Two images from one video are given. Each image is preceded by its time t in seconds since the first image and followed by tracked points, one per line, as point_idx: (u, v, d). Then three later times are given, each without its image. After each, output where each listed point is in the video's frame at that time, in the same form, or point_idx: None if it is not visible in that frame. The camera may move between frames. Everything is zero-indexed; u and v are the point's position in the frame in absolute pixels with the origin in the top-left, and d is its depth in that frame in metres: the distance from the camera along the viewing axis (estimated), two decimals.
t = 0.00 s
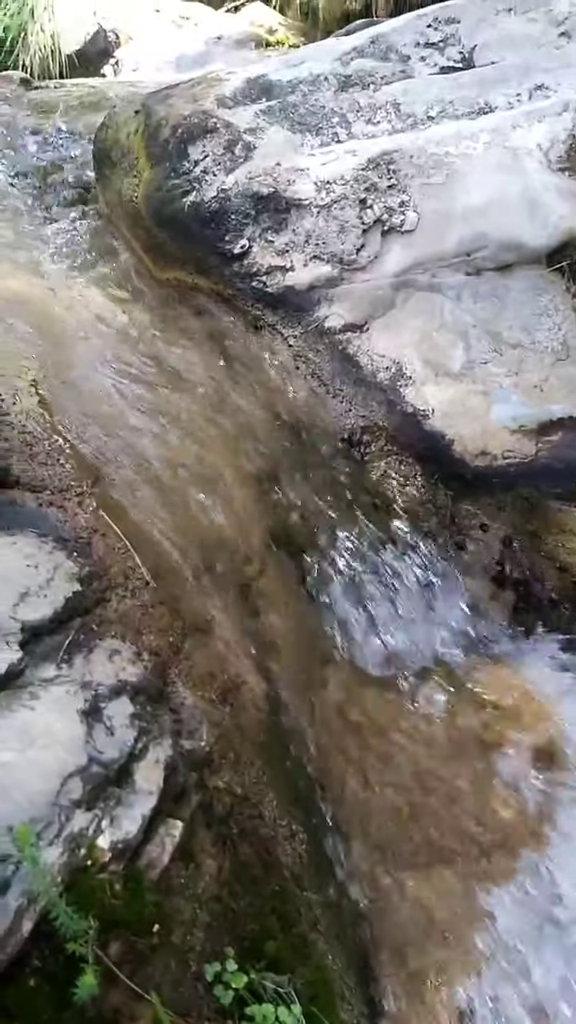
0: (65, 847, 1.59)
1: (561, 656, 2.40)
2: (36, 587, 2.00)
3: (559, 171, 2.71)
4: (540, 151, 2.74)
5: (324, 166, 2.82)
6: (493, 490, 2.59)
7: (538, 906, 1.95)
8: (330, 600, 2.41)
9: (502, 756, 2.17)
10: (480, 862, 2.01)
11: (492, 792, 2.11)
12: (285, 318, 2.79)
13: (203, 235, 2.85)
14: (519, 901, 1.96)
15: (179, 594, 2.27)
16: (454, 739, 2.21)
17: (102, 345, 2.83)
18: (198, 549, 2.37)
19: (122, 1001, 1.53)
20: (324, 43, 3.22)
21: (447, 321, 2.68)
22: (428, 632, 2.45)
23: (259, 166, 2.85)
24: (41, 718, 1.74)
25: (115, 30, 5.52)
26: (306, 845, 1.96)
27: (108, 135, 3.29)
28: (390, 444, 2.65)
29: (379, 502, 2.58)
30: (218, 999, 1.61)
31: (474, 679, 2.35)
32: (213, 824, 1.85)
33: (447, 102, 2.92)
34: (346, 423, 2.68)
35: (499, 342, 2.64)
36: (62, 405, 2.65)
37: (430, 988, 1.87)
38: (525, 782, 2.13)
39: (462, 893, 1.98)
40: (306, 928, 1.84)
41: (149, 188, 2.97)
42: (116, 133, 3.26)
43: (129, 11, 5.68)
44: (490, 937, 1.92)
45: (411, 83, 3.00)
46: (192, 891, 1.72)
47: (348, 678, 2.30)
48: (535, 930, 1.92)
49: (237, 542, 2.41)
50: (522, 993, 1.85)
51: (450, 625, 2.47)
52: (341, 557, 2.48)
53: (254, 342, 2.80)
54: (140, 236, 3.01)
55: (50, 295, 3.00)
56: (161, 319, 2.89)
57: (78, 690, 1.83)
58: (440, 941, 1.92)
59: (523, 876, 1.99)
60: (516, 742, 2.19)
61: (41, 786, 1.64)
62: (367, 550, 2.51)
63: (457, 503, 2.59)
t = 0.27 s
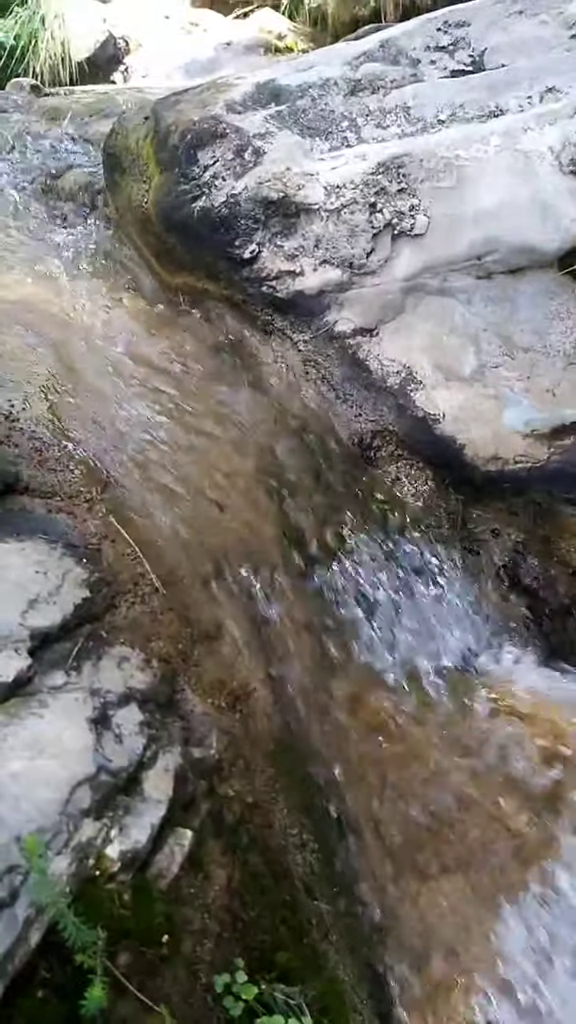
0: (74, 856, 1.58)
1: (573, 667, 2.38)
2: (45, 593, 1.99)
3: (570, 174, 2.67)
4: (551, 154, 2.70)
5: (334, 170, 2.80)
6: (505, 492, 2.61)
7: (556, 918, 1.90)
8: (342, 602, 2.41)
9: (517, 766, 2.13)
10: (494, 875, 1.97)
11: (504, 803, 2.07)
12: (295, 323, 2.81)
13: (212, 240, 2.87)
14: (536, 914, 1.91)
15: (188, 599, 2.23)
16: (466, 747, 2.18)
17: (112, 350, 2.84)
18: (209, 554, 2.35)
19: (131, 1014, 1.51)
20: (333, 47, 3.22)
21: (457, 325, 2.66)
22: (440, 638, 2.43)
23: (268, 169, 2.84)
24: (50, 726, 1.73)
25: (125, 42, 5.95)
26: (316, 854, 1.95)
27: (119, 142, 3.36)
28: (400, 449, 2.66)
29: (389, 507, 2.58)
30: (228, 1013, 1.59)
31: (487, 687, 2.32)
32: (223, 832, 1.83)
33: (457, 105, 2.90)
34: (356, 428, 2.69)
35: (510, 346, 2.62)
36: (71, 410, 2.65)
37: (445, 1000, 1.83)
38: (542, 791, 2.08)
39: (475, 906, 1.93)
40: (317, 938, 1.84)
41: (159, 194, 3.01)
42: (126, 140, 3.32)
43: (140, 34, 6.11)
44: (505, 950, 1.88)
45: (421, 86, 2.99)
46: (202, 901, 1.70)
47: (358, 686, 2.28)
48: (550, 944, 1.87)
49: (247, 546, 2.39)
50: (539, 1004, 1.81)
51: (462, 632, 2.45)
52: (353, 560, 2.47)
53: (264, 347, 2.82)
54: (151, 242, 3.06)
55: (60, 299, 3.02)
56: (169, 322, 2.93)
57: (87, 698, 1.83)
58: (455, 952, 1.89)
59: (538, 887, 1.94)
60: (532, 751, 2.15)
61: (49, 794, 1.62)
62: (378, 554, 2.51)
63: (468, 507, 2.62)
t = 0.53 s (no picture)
0: (79, 865, 1.57)
1: None
2: (50, 599, 1.98)
3: None
4: (558, 158, 2.70)
5: (340, 175, 2.80)
6: (512, 498, 2.61)
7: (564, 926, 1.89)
8: (348, 609, 2.40)
9: (524, 774, 2.13)
10: (502, 883, 1.95)
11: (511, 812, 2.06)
12: (301, 328, 2.80)
13: (218, 244, 2.87)
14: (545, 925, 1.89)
15: (194, 604, 2.22)
16: (473, 755, 2.17)
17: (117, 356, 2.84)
18: (214, 560, 2.34)
19: None
20: (340, 53, 3.22)
21: (464, 330, 2.64)
22: (445, 645, 2.42)
23: (275, 174, 2.83)
24: (54, 733, 1.72)
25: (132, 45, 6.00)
26: (323, 863, 1.93)
27: (125, 147, 3.39)
28: (407, 453, 2.65)
29: (396, 513, 2.57)
30: None
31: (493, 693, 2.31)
32: (229, 840, 1.81)
33: (464, 109, 2.90)
34: (363, 433, 2.66)
35: (517, 351, 2.61)
36: (77, 415, 2.65)
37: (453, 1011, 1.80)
38: (549, 799, 2.08)
39: (484, 913, 1.91)
40: (324, 947, 1.82)
41: (166, 198, 3.01)
42: (133, 146, 3.35)
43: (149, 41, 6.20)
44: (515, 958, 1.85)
45: (427, 91, 2.98)
46: (207, 911, 1.69)
47: (364, 692, 2.27)
48: (561, 953, 1.86)
49: (253, 553, 2.38)
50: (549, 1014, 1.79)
51: (467, 639, 2.44)
52: (358, 567, 2.46)
53: (270, 352, 2.81)
54: (157, 247, 3.07)
55: (66, 305, 3.03)
56: (175, 327, 2.93)
57: (92, 705, 1.82)
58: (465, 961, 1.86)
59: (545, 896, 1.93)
60: (539, 759, 2.15)
61: (54, 803, 1.62)
62: (384, 560, 2.49)
63: (475, 512, 2.60)
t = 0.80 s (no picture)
0: (86, 872, 1.56)
1: None
2: (58, 603, 1.97)
3: None
4: (570, 158, 2.65)
5: (350, 176, 2.77)
6: (523, 501, 2.58)
7: None
8: (358, 612, 2.37)
9: (537, 780, 2.10)
10: (518, 889, 1.91)
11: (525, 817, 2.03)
12: (311, 330, 2.78)
13: (228, 246, 2.86)
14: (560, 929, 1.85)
15: (203, 609, 2.22)
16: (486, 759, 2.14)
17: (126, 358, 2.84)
18: (223, 564, 2.33)
19: None
20: (350, 55, 3.22)
21: (475, 332, 2.62)
22: (458, 648, 2.40)
23: (284, 176, 2.82)
24: (62, 738, 1.71)
25: (143, 51, 6.15)
26: (332, 869, 1.92)
27: (135, 147, 3.40)
28: (417, 456, 2.62)
29: (408, 516, 2.55)
30: None
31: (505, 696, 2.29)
32: (238, 847, 1.79)
33: (475, 110, 2.88)
34: (373, 435, 2.64)
35: (530, 352, 2.57)
36: (86, 418, 2.64)
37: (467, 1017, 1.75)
38: (563, 804, 2.05)
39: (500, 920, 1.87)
40: (333, 955, 1.79)
41: (175, 200, 3.02)
42: (143, 148, 3.36)
43: (159, 46, 6.33)
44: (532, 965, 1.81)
45: (437, 92, 2.97)
46: (215, 919, 1.67)
47: (375, 696, 2.24)
48: None
49: (261, 557, 2.37)
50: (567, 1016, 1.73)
51: (479, 642, 2.42)
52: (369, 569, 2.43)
53: (279, 355, 2.80)
54: (166, 250, 3.08)
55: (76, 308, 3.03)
56: (184, 330, 2.93)
57: (100, 710, 1.81)
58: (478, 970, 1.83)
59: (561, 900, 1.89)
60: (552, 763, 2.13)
61: (61, 809, 1.60)
62: (394, 562, 2.47)
63: (486, 515, 2.58)
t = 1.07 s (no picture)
0: (89, 879, 1.55)
1: None
2: (63, 606, 1.97)
3: None
4: None
5: (358, 179, 2.77)
6: (531, 505, 2.55)
7: None
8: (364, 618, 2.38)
9: (541, 791, 2.11)
10: (524, 900, 1.92)
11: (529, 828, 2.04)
12: (318, 333, 2.77)
13: (235, 250, 2.86)
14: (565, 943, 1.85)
15: (208, 612, 2.20)
16: (490, 769, 2.15)
17: (132, 361, 2.84)
18: (229, 567, 2.31)
19: None
20: (358, 58, 3.20)
21: (482, 336, 2.61)
22: (461, 656, 2.42)
23: (292, 178, 2.81)
24: (65, 743, 1.70)
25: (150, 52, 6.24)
26: (337, 875, 1.88)
27: (141, 151, 3.44)
28: (424, 459, 2.61)
29: (414, 521, 2.54)
30: None
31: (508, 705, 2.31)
32: (242, 854, 1.78)
33: (483, 113, 2.87)
34: (379, 439, 2.64)
35: (537, 356, 2.56)
36: (91, 420, 2.64)
37: None
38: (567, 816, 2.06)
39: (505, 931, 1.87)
40: (338, 963, 1.75)
41: (182, 202, 3.02)
42: (150, 150, 3.38)
43: (167, 49, 6.41)
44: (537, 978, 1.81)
45: (446, 95, 2.95)
46: (220, 926, 1.66)
47: (380, 703, 2.24)
48: None
49: (267, 560, 2.36)
50: None
51: (482, 650, 2.45)
52: (375, 575, 2.45)
53: (286, 358, 2.79)
54: (173, 252, 3.07)
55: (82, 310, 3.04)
56: (190, 332, 2.93)
57: (103, 714, 1.80)
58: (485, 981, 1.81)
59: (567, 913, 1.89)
60: (556, 774, 2.15)
61: (65, 815, 1.60)
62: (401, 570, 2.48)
63: (494, 518, 2.57)
